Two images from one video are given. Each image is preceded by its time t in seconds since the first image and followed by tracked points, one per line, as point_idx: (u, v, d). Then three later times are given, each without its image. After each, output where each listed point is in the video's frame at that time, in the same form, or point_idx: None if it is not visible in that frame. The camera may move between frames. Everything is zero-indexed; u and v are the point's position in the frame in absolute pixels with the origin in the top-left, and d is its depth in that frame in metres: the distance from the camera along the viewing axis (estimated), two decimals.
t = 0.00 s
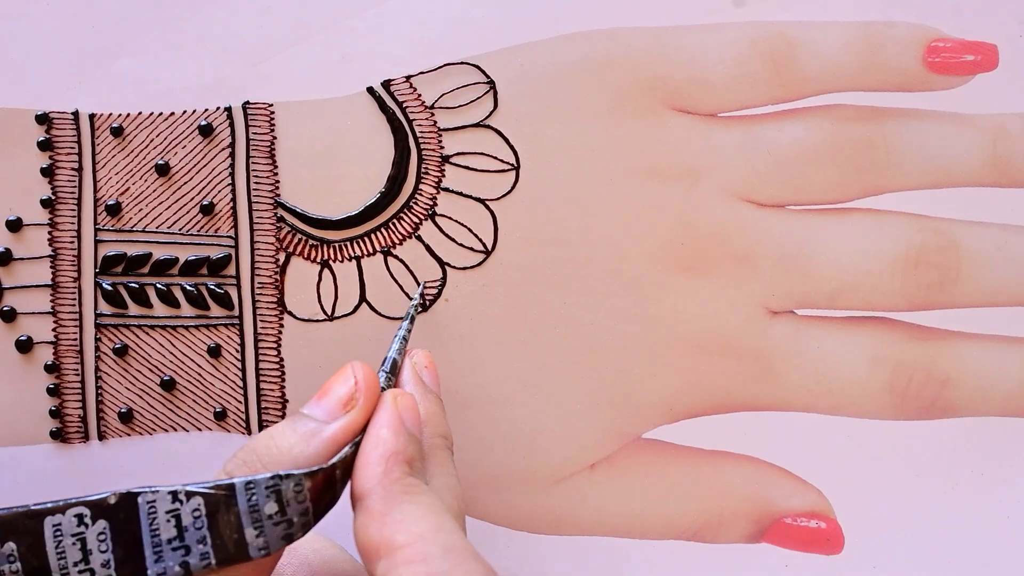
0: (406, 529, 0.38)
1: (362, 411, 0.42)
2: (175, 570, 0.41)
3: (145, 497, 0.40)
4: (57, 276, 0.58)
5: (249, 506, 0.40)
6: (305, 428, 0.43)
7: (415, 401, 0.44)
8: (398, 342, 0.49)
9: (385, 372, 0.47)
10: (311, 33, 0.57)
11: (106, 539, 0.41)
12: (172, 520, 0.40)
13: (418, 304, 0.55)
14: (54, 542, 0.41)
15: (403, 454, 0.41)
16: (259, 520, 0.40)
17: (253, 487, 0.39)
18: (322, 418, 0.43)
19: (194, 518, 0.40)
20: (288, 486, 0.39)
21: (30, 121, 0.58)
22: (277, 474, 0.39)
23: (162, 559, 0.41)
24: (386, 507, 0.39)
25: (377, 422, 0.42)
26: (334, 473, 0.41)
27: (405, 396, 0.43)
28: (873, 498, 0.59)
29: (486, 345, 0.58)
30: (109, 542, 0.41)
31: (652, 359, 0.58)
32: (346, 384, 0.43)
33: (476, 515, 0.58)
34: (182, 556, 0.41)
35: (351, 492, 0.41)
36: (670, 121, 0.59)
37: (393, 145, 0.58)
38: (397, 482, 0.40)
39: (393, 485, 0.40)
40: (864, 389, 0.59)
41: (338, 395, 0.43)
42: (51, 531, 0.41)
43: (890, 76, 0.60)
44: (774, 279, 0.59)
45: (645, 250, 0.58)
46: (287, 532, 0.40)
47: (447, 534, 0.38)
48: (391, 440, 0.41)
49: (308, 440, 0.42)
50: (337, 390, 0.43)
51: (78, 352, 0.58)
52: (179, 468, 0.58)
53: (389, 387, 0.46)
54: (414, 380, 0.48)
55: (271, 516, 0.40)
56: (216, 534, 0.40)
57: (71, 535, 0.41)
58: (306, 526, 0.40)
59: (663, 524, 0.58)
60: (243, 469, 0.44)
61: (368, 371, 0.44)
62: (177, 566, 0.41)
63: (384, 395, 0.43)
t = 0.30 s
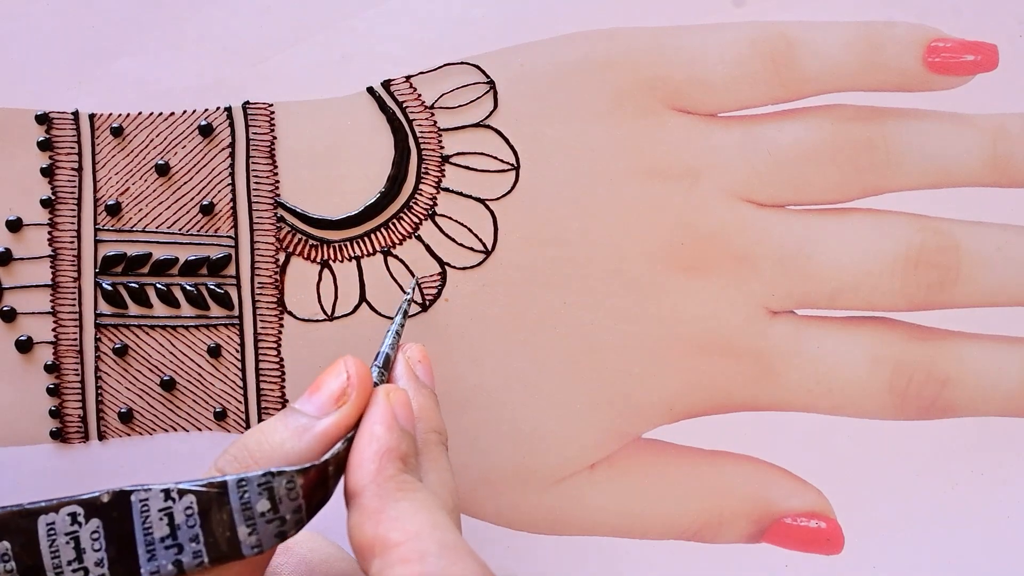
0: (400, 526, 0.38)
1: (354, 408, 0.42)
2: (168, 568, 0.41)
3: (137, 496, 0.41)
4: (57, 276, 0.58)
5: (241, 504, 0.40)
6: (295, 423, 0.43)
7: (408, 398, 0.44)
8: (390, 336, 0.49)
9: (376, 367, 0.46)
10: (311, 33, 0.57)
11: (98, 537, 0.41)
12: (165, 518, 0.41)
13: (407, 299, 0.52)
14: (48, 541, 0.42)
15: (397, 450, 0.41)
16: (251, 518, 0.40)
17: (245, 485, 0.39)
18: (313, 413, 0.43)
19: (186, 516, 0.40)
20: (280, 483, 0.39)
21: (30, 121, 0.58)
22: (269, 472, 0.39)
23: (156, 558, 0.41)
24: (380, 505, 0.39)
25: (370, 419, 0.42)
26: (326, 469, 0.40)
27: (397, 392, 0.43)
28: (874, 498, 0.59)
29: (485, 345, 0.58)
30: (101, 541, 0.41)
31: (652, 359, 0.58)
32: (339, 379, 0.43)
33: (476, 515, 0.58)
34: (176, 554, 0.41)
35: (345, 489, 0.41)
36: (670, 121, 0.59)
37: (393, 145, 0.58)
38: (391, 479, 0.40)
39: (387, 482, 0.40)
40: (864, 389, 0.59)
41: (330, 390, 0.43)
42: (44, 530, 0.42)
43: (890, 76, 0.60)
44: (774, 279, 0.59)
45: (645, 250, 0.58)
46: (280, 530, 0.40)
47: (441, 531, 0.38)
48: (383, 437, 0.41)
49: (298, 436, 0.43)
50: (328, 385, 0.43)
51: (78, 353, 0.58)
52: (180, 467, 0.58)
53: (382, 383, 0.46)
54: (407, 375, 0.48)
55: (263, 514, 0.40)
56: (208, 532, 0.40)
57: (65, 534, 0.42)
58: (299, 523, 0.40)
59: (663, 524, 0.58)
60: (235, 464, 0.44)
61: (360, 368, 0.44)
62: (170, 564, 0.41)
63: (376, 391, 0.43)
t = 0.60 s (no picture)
0: (406, 506, 0.38)
1: (361, 391, 0.43)
2: (180, 554, 0.41)
3: (147, 483, 0.41)
4: (57, 276, 0.58)
5: (251, 488, 0.40)
6: (306, 413, 0.43)
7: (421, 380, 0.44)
8: (406, 322, 0.49)
9: (390, 352, 0.46)
10: (311, 33, 0.57)
11: (109, 526, 0.41)
12: (175, 505, 0.41)
13: (424, 285, 0.53)
14: (59, 532, 0.42)
15: (406, 431, 0.41)
16: (261, 501, 0.40)
17: (254, 470, 0.40)
18: (322, 401, 0.43)
19: (196, 502, 0.41)
20: (288, 466, 0.40)
21: (30, 121, 0.58)
22: (275, 455, 0.40)
23: (168, 544, 0.41)
24: (387, 484, 0.39)
25: (380, 400, 0.41)
26: (334, 452, 0.41)
27: (409, 374, 0.43)
28: (874, 498, 0.59)
29: (485, 345, 0.58)
30: (113, 530, 0.41)
31: (651, 360, 0.58)
32: (344, 366, 0.44)
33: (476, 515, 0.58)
34: (188, 539, 0.41)
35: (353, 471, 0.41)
36: (669, 121, 0.59)
37: (393, 145, 0.58)
38: (399, 459, 0.40)
39: (395, 462, 0.40)
40: (864, 389, 0.59)
41: (336, 378, 0.43)
42: (55, 521, 0.42)
43: (890, 76, 0.60)
44: (774, 279, 0.59)
45: (645, 250, 0.58)
46: (290, 512, 0.41)
47: (448, 513, 0.38)
48: (393, 417, 0.41)
49: (309, 424, 0.43)
50: (335, 373, 0.44)
51: (78, 352, 0.58)
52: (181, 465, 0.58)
53: (393, 366, 0.46)
54: (422, 360, 0.47)
55: (272, 497, 0.40)
56: (219, 517, 0.41)
57: (76, 524, 0.42)
58: (308, 506, 0.41)
59: (663, 524, 0.58)
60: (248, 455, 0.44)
61: (365, 353, 0.44)
62: (182, 550, 0.41)
63: (385, 373, 0.43)
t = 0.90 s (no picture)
0: (409, 498, 0.39)
1: (363, 387, 0.43)
2: (182, 549, 0.41)
3: (147, 479, 0.41)
4: (57, 276, 0.58)
5: (252, 482, 0.40)
6: (306, 406, 0.43)
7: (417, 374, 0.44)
8: (402, 318, 0.48)
9: (387, 348, 0.46)
10: (311, 33, 0.57)
11: (109, 522, 0.41)
12: (176, 500, 0.41)
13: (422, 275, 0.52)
14: (59, 528, 0.42)
15: (406, 425, 0.41)
16: (262, 495, 0.40)
17: (255, 465, 0.40)
18: (323, 395, 0.43)
19: (198, 497, 0.40)
20: (289, 461, 0.40)
21: (30, 121, 0.58)
22: (278, 450, 0.40)
23: (169, 540, 0.41)
24: (389, 477, 0.40)
25: (379, 395, 0.41)
26: (335, 447, 0.41)
27: (407, 370, 0.43)
28: (874, 498, 0.59)
29: (485, 345, 0.58)
30: (113, 526, 0.41)
31: (651, 360, 0.58)
32: (346, 361, 0.43)
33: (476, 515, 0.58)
34: (189, 535, 0.41)
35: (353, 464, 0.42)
36: (669, 121, 0.59)
37: (393, 145, 0.58)
38: (400, 452, 0.40)
39: (395, 455, 0.40)
40: (864, 389, 0.59)
41: (338, 372, 0.43)
42: (55, 517, 0.42)
43: (890, 76, 0.60)
44: (774, 279, 0.59)
45: (645, 250, 0.58)
46: (291, 507, 0.41)
47: (450, 503, 0.39)
48: (393, 412, 0.41)
49: (310, 418, 0.43)
50: (337, 367, 0.43)
51: (78, 352, 0.58)
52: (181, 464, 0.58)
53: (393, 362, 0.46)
54: (419, 356, 0.47)
55: (274, 491, 0.40)
56: (220, 511, 0.40)
57: (75, 520, 0.42)
58: (310, 499, 0.41)
59: (663, 524, 0.58)
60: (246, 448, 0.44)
61: (368, 350, 0.44)
62: (183, 545, 0.41)
63: (385, 367, 0.43)
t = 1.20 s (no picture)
0: (394, 498, 0.39)
1: (348, 387, 0.42)
2: (168, 551, 0.41)
3: (134, 480, 0.41)
4: (57, 276, 0.58)
5: (241, 484, 0.40)
6: (293, 405, 0.43)
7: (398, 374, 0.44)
8: (380, 319, 0.48)
9: (369, 349, 0.46)
10: (311, 33, 0.57)
11: (96, 524, 0.41)
12: (163, 501, 0.41)
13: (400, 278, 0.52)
14: (46, 528, 0.42)
15: (390, 426, 0.41)
16: (250, 498, 0.40)
17: (244, 467, 0.39)
18: (309, 393, 0.43)
19: (185, 498, 0.40)
20: (279, 463, 0.39)
21: (30, 121, 0.58)
22: (267, 453, 0.39)
23: (156, 541, 0.41)
24: (373, 479, 0.39)
25: (362, 396, 0.42)
26: (325, 448, 0.41)
27: (388, 369, 0.43)
28: (874, 498, 0.59)
29: (486, 345, 0.58)
30: (99, 527, 0.41)
31: (652, 359, 0.58)
32: (332, 360, 0.43)
33: (477, 515, 0.58)
34: (175, 536, 0.41)
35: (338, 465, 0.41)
36: (669, 121, 0.59)
37: (393, 145, 0.58)
38: (384, 453, 0.40)
39: (380, 456, 0.40)
40: (864, 389, 0.59)
41: (324, 370, 0.43)
42: (42, 517, 0.41)
43: (890, 76, 0.60)
44: (775, 279, 0.59)
45: (645, 250, 0.58)
46: (279, 510, 0.40)
47: (436, 501, 0.39)
48: (376, 413, 0.41)
49: (296, 416, 0.42)
50: (323, 365, 0.43)
51: (78, 353, 0.58)
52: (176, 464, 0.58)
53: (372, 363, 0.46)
54: (398, 355, 0.47)
55: (262, 493, 0.40)
56: (207, 513, 0.40)
57: (63, 520, 0.42)
58: (297, 503, 0.40)
59: (663, 524, 0.58)
60: (229, 444, 0.43)
61: (355, 349, 0.43)
62: (169, 547, 0.41)
63: (371, 368, 0.43)
